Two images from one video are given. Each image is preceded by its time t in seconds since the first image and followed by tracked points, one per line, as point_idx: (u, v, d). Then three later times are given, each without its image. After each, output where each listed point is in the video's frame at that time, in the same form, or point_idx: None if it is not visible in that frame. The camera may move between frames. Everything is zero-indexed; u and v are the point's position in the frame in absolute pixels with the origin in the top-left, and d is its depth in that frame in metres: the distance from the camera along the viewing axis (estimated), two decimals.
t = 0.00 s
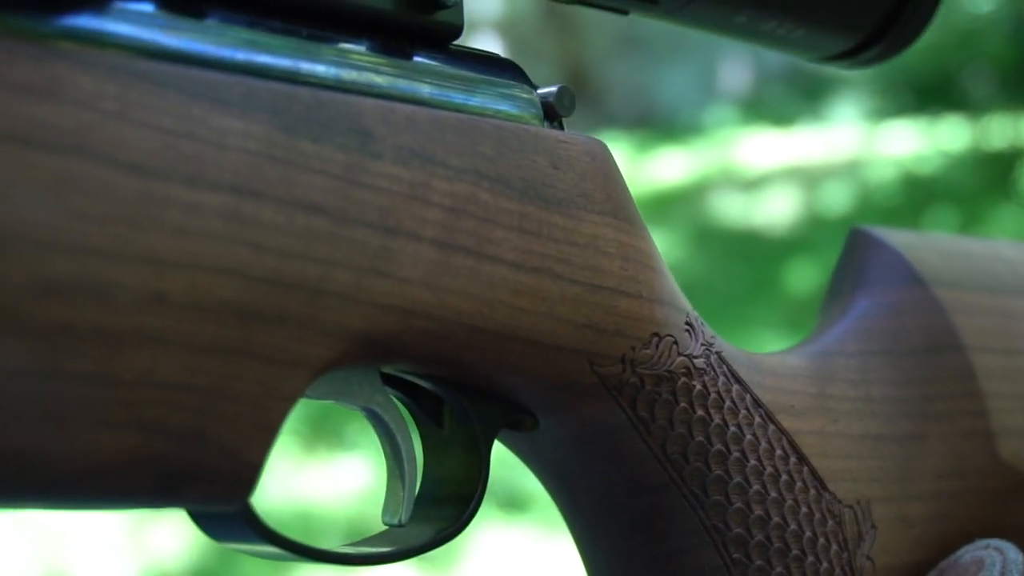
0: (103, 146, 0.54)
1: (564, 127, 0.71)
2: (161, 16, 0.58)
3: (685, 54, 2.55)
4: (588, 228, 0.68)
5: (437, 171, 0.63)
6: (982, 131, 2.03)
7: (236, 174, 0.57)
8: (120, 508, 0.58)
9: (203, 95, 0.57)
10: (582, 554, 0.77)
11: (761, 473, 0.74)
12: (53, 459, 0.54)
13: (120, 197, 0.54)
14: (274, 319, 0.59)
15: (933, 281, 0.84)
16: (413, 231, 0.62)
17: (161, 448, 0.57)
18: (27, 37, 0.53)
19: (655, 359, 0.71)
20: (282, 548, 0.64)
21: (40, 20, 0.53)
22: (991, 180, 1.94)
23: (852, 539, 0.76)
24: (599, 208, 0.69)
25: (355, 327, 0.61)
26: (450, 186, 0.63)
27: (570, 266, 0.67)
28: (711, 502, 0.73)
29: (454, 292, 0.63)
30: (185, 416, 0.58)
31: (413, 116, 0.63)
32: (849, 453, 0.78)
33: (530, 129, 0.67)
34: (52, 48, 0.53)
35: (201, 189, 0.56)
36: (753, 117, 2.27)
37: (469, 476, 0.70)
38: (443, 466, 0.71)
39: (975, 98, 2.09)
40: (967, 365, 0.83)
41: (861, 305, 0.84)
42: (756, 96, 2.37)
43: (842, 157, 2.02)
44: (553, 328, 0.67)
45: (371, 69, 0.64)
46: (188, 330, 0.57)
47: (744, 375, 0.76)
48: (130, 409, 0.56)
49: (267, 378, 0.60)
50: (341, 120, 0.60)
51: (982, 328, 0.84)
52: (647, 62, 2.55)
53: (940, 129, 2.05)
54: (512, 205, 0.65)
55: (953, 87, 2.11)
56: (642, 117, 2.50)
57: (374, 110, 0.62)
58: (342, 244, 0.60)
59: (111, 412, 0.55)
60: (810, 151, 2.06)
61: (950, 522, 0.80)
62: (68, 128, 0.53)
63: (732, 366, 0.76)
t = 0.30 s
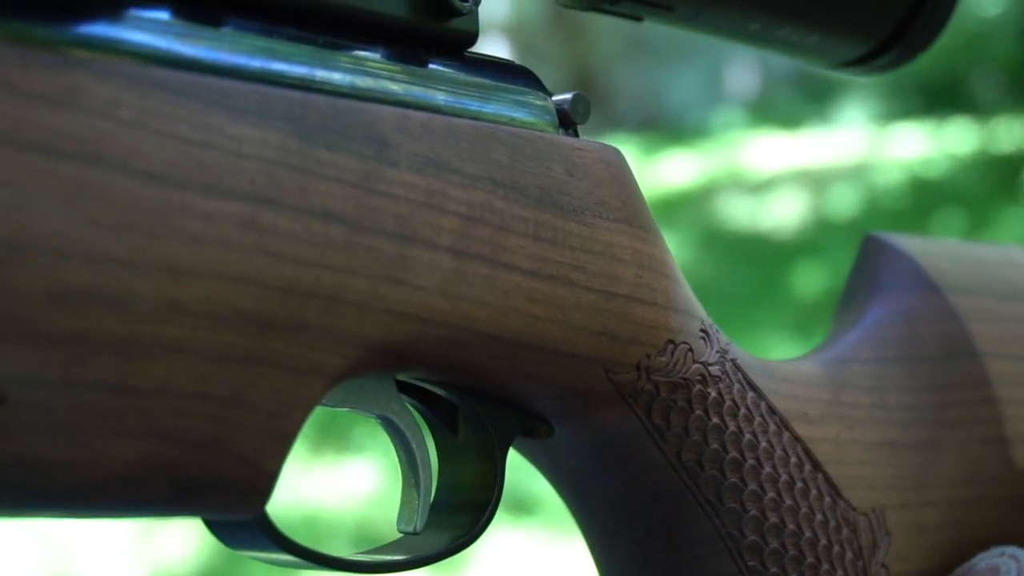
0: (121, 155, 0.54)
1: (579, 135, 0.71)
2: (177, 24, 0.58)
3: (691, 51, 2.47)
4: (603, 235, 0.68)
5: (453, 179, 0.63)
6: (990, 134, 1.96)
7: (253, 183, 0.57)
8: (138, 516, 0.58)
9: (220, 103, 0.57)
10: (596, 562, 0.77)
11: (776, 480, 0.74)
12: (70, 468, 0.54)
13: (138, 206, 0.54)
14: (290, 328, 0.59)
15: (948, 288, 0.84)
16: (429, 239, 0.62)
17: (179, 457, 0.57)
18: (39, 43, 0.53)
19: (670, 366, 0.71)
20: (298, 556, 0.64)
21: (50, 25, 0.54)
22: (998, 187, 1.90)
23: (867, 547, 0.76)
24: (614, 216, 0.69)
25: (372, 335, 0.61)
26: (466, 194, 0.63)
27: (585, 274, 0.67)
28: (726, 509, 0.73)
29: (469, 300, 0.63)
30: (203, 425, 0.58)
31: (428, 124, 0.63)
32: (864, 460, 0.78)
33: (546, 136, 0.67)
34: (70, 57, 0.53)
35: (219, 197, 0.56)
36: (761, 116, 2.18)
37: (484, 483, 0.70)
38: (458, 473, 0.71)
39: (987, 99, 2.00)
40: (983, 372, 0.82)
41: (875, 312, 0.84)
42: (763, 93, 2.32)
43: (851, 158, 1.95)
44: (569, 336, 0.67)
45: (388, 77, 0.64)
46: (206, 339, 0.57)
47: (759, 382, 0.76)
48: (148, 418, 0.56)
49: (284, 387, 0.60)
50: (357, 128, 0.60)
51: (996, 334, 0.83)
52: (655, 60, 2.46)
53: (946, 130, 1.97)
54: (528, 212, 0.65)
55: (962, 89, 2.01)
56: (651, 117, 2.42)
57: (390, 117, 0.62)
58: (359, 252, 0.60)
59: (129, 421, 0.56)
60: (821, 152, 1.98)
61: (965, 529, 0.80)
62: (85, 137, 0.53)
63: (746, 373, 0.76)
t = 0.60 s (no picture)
0: (137, 165, 0.54)
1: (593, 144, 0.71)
2: (193, 34, 0.59)
3: (694, 55, 2.49)
4: (618, 245, 0.68)
5: (469, 188, 0.63)
6: (997, 135, 1.95)
7: (269, 193, 0.57)
8: (154, 527, 0.58)
9: (236, 113, 0.57)
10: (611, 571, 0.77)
11: (791, 489, 0.74)
12: (86, 479, 0.54)
13: (154, 216, 0.54)
14: (306, 339, 0.59)
15: (962, 297, 0.83)
16: (444, 249, 0.61)
17: (195, 467, 0.57)
18: (60, 55, 0.53)
19: (685, 376, 0.71)
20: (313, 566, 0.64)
21: (68, 36, 0.54)
22: (1006, 187, 1.89)
23: (882, 556, 0.76)
24: (629, 225, 0.69)
25: (387, 346, 0.61)
26: (481, 204, 0.63)
27: (600, 283, 0.67)
28: (741, 519, 0.73)
29: (484, 310, 0.63)
30: (219, 436, 0.57)
31: (443, 133, 0.63)
32: (878, 469, 0.78)
33: (561, 145, 0.67)
34: (87, 67, 0.53)
35: (235, 208, 0.56)
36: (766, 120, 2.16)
37: (498, 493, 0.70)
38: (474, 482, 0.71)
39: (993, 102, 2.00)
40: (997, 381, 0.82)
41: (889, 319, 0.84)
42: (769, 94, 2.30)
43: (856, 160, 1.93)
44: (584, 346, 0.67)
45: (403, 87, 0.64)
46: (222, 350, 0.57)
47: (774, 392, 0.76)
48: (165, 430, 0.56)
49: (300, 398, 0.60)
50: (372, 138, 0.60)
51: (1010, 342, 0.83)
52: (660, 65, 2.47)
53: (954, 131, 1.96)
54: (543, 222, 0.65)
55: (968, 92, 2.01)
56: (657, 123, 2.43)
57: (406, 127, 0.62)
58: (374, 262, 0.60)
59: (146, 432, 0.56)
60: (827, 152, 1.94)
61: (980, 538, 0.80)
62: (102, 148, 0.53)
63: (761, 382, 0.75)
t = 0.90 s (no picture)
0: (154, 183, 0.54)
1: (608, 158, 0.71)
2: (208, 50, 0.59)
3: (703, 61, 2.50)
4: (634, 259, 0.68)
5: (485, 205, 0.62)
6: (1005, 138, 1.95)
7: (286, 211, 0.57)
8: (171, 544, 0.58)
9: (252, 130, 0.57)
10: None
11: (806, 504, 0.74)
12: (104, 498, 0.54)
13: (171, 234, 0.54)
14: (322, 356, 0.59)
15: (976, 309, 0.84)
16: (460, 265, 0.61)
17: (212, 485, 0.57)
18: (73, 71, 0.53)
19: (700, 391, 0.71)
20: None
21: (83, 53, 0.54)
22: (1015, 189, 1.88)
23: (897, 570, 0.76)
24: (644, 240, 0.69)
25: (403, 362, 0.61)
26: (497, 220, 0.63)
27: (615, 298, 0.66)
28: (755, 534, 0.72)
29: (500, 325, 0.63)
30: (236, 453, 0.57)
31: (460, 149, 0.62)
32: (894, 483, 0.78)
33: (577, 160, 0.67)
34: (103, 84, 0.53)
35: (252, 225, 0.56)
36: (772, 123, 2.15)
37: (513, 509, 0.70)
38: (487, 497, 0.71)
39: (1000, 106, 2.00)
40: (1011, 394, 0.83)
41: (904, 332, 0.84)
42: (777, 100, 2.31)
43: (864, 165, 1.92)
44: (600, 361, 0.66)
45: (418, 102, 0.64)
46: (239, 368, 0.57)
47: (789, 406, 0.76)
48: (181, 447, 0.56)
49: (316, 415, 0.60)
50: (388, 154, 0.60)
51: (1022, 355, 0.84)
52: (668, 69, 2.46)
53: (961, 136, 1.96)
54: (558, 237, 0.65)
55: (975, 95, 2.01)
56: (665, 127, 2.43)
57: (420, 142, 0.61)
58: (390, 279, 0.60)
59: (163, 449, 0.56)
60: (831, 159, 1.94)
61: (995, 551, 0.80)
62: (119, 166, 0.53)
63: (776, 398, 0.75)
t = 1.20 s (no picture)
0: (169, 208, 0.54)
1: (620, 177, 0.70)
2: (222, 72, 0.59)
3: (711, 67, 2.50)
4: (648, 280, 0.67)
5: (500, 226, 0.62)
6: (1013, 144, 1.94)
7: (301, 234, 0.57)
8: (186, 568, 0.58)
9: (268, 153, 0.57)
10: None
11: (820, 524, 0.74)
12: (119, 524, 0.54)
13: (186, 258, 0.54)
14: (337, 380, 0.59)
15: (990, 326, 0.84)
16: (475, 287, 0.61)
17: (228, 509, 0.57)
18: (87, 95, 0.53)
19: (714, 411, 0.71)
20: None
21: (96, 73, 0.54)
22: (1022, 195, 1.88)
23: None
24: (658, 260, 0.68)
25: (418, 385, 0.61)
26: (511, 241, 0.63)
27: (629, 319, 0.66)
28: (770, 554, 0.72)
29: (514, 347, 0.63)
30: (251, 477, 0.57)
31: (474, 171, 0.62)
32: (911, 502, 0.78)
33: (591, 180, 0.67)
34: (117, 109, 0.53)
35: (268, 249, 0.56)
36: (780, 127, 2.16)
37: (527, 531, 0.71)
38: (500, 517, 0.70)
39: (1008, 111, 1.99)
40: None
41: (916, 350, 0.84)
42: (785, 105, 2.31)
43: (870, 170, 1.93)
44: (614, 383, 0.66)
45: (433, 123, 0.64)
46: (254, 393, 0.57)
47: (802, 425, 0.76)
48: (196, 472, 0.56)
49: (331, 438, 0.59)
50: (402, 176, 0.60)
51: None
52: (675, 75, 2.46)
53: (967, 141, 1.96)
54: (572, 258, 0.64)
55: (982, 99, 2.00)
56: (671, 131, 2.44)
57: (436, 164, 0.61)
58: (405, 301, 0.60)
59: (178, 474, 0.55)
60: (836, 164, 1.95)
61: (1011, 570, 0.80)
62: (134, 190, 0.53)
63: (789, 417, 0.75)
